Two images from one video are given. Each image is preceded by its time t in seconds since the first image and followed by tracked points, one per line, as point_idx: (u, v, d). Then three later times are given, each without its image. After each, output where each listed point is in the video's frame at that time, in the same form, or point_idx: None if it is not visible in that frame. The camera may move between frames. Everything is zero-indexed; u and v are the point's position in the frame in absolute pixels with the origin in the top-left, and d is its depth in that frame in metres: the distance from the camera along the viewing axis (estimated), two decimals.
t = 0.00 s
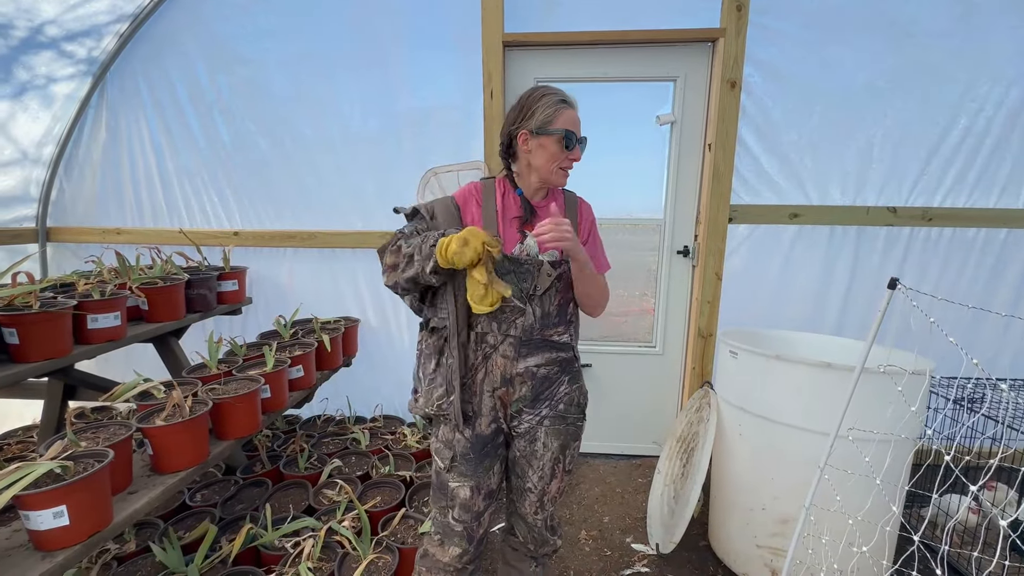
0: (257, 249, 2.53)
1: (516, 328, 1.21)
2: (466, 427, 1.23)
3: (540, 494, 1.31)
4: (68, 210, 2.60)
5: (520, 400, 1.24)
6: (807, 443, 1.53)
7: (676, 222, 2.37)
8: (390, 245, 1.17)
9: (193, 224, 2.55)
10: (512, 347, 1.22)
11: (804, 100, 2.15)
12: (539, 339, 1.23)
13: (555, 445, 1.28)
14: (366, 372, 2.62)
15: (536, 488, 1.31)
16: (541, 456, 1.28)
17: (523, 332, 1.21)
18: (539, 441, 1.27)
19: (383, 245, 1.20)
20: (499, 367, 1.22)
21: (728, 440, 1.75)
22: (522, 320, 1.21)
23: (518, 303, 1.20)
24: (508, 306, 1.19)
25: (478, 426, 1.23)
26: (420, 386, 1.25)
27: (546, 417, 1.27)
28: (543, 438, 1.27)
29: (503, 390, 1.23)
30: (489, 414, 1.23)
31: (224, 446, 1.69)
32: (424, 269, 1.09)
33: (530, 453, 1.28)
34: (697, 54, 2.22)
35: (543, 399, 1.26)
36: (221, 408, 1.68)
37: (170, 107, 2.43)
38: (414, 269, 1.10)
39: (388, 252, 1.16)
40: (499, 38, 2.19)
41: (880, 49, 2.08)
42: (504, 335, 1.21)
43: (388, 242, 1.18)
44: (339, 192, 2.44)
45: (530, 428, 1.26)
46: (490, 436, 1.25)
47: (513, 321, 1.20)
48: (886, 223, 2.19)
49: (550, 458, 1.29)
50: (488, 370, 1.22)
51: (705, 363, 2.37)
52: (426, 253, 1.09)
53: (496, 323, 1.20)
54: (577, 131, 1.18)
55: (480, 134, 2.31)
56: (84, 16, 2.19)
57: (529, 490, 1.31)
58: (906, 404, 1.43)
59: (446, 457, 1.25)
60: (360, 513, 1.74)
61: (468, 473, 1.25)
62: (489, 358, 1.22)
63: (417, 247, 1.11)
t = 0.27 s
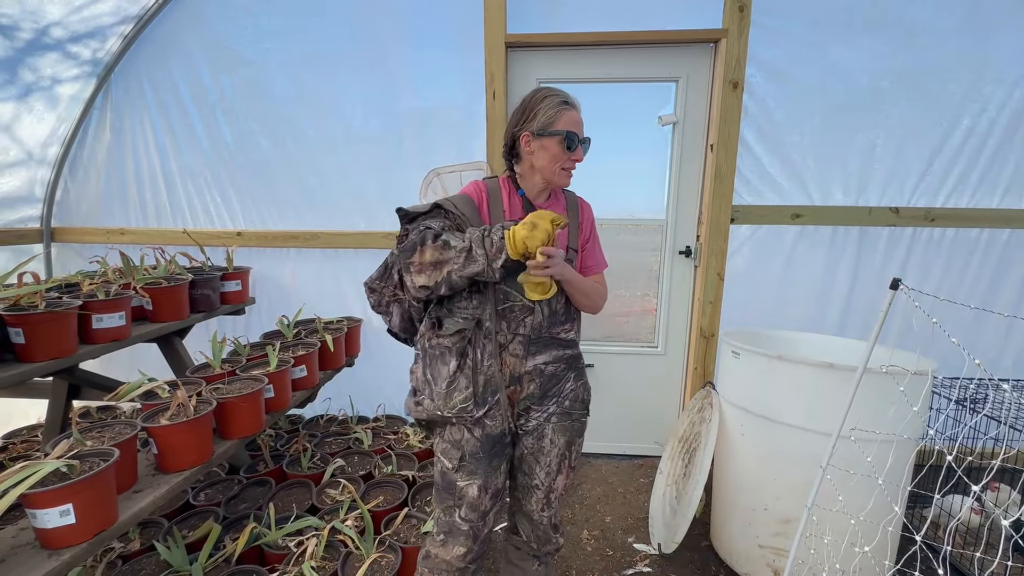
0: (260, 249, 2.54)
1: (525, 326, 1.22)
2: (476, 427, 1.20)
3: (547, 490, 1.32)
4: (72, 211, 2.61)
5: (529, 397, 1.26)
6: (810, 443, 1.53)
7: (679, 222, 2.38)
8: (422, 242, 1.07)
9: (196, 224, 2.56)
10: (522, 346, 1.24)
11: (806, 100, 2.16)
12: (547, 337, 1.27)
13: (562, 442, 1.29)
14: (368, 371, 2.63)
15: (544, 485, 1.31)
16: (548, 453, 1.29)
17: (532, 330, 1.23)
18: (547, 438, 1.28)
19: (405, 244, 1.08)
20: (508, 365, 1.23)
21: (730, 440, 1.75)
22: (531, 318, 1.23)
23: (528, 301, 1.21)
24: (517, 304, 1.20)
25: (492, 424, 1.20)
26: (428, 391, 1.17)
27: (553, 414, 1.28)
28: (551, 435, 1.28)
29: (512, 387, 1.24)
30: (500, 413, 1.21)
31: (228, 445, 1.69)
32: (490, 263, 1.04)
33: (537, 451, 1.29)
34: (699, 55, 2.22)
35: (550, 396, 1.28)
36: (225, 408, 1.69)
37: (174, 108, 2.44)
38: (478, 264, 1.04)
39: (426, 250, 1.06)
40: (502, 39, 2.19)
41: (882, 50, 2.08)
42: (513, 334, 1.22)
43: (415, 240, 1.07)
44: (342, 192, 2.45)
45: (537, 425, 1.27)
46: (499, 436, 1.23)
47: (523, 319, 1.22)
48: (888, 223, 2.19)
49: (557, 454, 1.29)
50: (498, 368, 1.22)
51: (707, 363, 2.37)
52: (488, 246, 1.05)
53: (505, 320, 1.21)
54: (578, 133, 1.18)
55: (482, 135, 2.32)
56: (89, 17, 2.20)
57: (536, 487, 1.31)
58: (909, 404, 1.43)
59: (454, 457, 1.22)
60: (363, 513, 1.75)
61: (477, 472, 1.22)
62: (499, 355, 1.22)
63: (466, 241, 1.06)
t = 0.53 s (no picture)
0: (261, 250, 2.54)
1: (534, 327, 1.24)
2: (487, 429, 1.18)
3: (553, 487, 1.32)
4: (74, 212, 2.62)
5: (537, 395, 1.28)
6: (814, 444, 1.52)
7: (680, 223, 2.37)
8: (436, 235, 1.02)
9: (198, 225, 2.56)
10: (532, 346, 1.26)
11: (807, 100, 2.15)
12: (553, 336, 1.30)
13: (568, 438, 1.31)
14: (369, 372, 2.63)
15: (550, 482, 1.31)
16: (554, 450, 1.29)
17: (541, 330, 1.25)
18: (554, 435, 1.29)
19: (417, 235, 1.03)
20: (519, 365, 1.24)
21: (733, 441, 1.75)
22: (540, 319, 1.24)
23: (536, 302, 1.23)
24: (527, 305, 1.22)
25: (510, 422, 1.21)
26: (450, 398, 1.14)
27: (560, 412, 1.30)
28: (557, 432, 1.29)
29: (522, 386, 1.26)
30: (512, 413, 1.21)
31: (229, 446, 1.69)
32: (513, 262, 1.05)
33: (544, 448, 1.29)
34: (700, 55, 2.22)
35: (556, 394, 1.30)
36: (226, 408, 1.69)
37: (175, 109, 2.44)
38: (499, 262, 1.04)
39: (441, 243, 1.01)
40: (502, 39, 2.20)
41: (883, 50, 2.07)
42: (523, 334, 1.23)
43: (427, 232, 1.02)
44: (343, 193, 2.45)
45: (545, 423, 1.29)
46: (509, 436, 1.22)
47: (532, 320, 1.23)
48: (890, 223, 2.18)
49: (563, 451, 1.30)
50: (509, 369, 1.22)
51: (708, 364, 2.37)
52: (510, 245, 1.06)
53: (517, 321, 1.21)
54: (580, 133, 1.18)
55: (483, 135, 2.32)
56: (91, 18, 2.21)
57: (542, 484, 1.31)
58: (911, 404, 1.42)
59: (462, 461, 1.20)
60: (364, 513, 1.75)
61: (487, 473, 1.21)
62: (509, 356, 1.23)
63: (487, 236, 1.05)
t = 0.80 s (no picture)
0: (261, 251, 2.54)
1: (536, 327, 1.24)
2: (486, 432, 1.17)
3: (553, 488, 1.31)
4: (73, 213, 2.62)
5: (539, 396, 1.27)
6: (816, 446, 1.51)
7: (680, 223, 2.37)
8: (458, 236, 1.01)
9: (197, 226, 2.55)
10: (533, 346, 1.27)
11: (808, 101, 2.15)
12: (553, 337, 1.30)
13: (567, 438, 1.29)
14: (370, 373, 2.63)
15: (550, 482, 1.30)
16: (554, 450, 1.28)
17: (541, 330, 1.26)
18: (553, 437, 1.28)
19: (435, 238, 1.00)
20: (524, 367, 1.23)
21: (734, 442, 1.73)
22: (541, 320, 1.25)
23: (537, 303, 1.23)
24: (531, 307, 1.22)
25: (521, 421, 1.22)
26: (470, 402, 1.13)
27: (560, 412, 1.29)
28: (556, 433, 1.28)
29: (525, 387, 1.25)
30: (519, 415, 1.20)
31: (227, 448, 1.69)
32: (536, 261, 1.04)
33: (544, 449, 1.28)
34: (700, 56, 2.22)
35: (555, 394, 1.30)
36: (225, 410, 1.68)
37: (174, 110, 2.44)
38: (523, 262, 1.03)
39: (464, 244, 1.00)
40: (502, 40, 2.19)
41: (884, 50, 2.07)
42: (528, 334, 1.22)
43: (445, 233, 1.00)
44: (343, 194, 2.45)
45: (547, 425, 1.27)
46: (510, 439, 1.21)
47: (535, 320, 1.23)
48: (891, 224, 2.18)
49: (562, 451, 1.29)
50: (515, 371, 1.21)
51: (708, 365, 2.36)
52: (533, 244, 1.04)
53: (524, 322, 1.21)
54: (574, 130, 1.17)
55: (482, 137, 2.31)
56: (90, 20, 2.21)
57: (541, 485, 1.30)
58: (913, 406, 1.41)
59: (462, 464, 1.18)
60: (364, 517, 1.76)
61: (488, 475, 1.19)
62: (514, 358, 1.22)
63: (508, 236, 1.03)
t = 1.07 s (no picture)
0: (261, 253, 2.54)
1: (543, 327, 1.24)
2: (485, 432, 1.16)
3: (551, 489, 1.31)
4: (73, 215, 2.62)
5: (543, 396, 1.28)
6: (816, 447, 1.51)
7: (679, 225, 2.37)
8: (500, 244, 0.98)
9: (197, 228, 2.56)
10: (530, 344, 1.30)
11: (807, 103, 2.15)
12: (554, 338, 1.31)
13: (564, 439, 1.29)
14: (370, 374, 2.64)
15: (547, 483, 1.30)
16: (551, 452, 1.28)
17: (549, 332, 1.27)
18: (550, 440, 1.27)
19: (474, 247, 0.97)
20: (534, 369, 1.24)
21: (734, 443, 1.73)
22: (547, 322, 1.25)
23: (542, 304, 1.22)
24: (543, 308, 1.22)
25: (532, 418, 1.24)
26: (497, 404, 1.14)
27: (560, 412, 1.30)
28: (554, 435, 1.27)
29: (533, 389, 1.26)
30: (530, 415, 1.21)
31: (227, 450, 1.69)
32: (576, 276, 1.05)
33: (541, 451, 1.28)
34: (699, 58, 2.22)
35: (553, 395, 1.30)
36: (225, 413, 1.68)
37: (174, 112, 2.45)
38: (562, 276, 1.03)
39: (507, 252, 0.97)
40: (502, 42, 2.20)
41: (883, 51, 2.07)
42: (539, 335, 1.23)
43: (485, 241, 0.98)
44: (343, 196, 2.45)
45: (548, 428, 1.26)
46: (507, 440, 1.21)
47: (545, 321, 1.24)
48: (890, 225, 2.18)
49: (560, 453, 1.29)
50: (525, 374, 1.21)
51: (708, 366, 2.36)
52: (575, 260, 1.04)
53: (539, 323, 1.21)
54: (570, 127, 1.17)
55: (482, 139, 2.32)
56: (91, 23, 2.21)
57: (539, 486, 1.30)
58: (912, 408, 1.41)
59: (461, 465, 1.17)
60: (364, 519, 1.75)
61: (486, 475, 1.19)
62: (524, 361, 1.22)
63: (549, 247, 1.02)
